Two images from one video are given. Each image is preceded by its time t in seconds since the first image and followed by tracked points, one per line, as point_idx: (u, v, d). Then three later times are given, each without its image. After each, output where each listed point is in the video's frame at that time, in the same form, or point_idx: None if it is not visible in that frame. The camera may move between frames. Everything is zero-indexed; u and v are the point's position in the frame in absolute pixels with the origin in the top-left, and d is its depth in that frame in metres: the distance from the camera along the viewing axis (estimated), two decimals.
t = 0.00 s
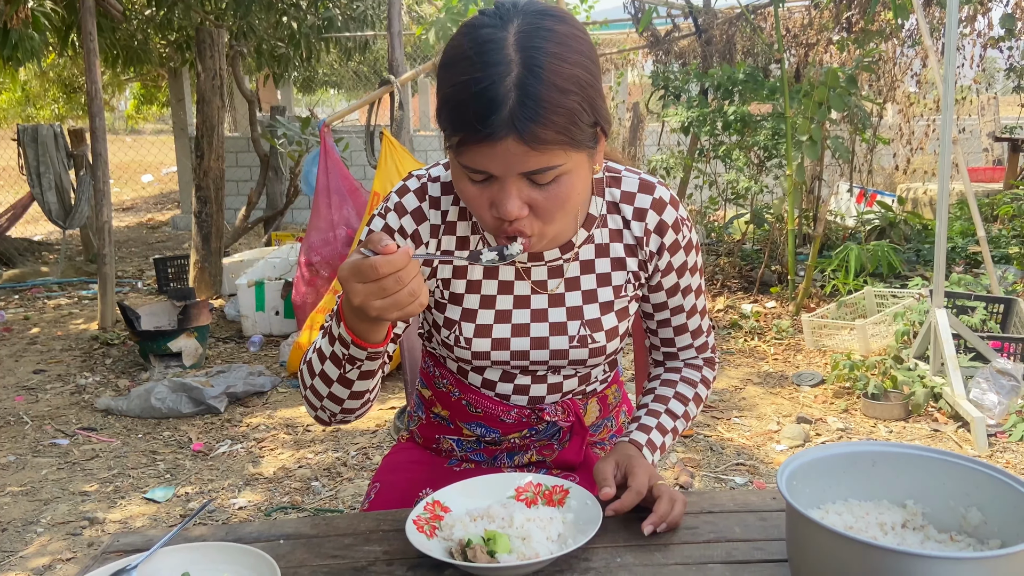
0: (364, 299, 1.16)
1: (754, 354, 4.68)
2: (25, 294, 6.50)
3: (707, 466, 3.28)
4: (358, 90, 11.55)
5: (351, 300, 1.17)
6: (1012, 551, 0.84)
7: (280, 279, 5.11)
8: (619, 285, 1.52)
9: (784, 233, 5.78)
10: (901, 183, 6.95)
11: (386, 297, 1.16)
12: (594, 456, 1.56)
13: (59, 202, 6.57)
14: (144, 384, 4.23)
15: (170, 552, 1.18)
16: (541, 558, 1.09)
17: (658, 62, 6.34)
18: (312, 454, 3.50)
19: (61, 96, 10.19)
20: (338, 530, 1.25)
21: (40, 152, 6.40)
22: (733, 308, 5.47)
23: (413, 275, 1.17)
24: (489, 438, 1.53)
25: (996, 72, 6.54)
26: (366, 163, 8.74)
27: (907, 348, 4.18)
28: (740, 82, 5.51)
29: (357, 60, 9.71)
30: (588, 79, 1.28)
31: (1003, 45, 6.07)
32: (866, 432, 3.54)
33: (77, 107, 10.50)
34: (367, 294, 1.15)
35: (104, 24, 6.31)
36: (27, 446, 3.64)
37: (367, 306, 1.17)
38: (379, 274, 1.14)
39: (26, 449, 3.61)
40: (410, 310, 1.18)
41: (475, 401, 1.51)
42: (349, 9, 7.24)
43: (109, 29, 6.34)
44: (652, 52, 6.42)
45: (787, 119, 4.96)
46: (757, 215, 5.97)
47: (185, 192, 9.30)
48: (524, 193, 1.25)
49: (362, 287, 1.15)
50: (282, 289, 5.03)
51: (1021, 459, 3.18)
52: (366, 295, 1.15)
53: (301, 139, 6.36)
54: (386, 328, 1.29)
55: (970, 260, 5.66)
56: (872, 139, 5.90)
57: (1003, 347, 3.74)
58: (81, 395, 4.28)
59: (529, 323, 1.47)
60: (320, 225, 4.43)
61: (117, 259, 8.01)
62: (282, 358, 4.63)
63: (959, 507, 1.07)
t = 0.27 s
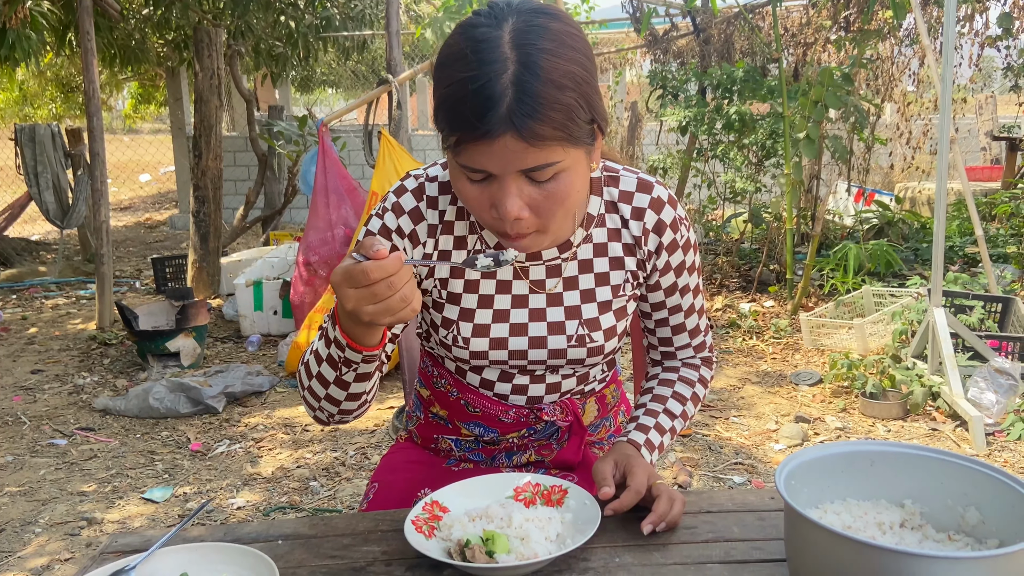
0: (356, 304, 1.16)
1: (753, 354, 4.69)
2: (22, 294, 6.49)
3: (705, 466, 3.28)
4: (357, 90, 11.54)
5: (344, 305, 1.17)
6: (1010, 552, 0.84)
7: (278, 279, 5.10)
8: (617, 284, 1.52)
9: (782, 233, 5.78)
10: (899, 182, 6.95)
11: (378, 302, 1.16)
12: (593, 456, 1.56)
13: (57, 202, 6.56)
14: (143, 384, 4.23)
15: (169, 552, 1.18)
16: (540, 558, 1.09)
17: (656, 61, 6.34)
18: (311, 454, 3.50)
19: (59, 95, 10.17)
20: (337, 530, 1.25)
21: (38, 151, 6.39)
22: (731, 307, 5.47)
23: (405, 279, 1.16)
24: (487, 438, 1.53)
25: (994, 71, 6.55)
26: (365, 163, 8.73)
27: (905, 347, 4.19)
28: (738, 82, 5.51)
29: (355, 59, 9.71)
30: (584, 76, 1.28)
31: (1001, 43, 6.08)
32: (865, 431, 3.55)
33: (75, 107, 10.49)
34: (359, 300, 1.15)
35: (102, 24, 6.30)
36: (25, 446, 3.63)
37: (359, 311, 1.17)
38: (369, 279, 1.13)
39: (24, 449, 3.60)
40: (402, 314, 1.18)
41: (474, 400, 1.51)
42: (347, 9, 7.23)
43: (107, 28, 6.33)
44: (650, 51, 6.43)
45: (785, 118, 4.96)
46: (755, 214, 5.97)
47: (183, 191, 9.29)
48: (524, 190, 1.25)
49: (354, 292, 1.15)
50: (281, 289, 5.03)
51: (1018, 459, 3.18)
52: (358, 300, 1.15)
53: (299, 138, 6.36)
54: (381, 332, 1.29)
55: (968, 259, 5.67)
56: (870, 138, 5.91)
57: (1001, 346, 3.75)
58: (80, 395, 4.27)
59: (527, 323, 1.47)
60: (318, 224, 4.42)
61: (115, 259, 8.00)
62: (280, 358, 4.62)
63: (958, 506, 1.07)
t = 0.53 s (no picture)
0: (331, 312, 1.18)
1: (751, 353, 4.69)
2: (20, 294, 6.47)
3: (704, 465, 3.28)
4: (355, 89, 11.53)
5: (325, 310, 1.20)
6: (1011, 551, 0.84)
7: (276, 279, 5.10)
8: (617, 279, 1.52)
9: (780, 232, 5.78)
10: (897, 182, 6.96)
11: (350, 317, 1.17)
12: (593, 455, 1.56)
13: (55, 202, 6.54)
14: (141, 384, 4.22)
15: (168, 552, 1.17)
16: (540, 557, 1.09)
17: (655, 61, 6.35)
18: (310, 453, 3.50)
19: (57, 95, 10.16)
20: (336, 529, 1.25)
21: (36, 151, 6.38)
22: (730, 306, 5.47)
23: (381, 304, 1.17)
24: (487, 435, 1.53)
25: (992, 71, 6.56)
26: (363, 162, 8.73)
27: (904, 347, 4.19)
28: (736, 81, 5.51)
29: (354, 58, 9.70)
30: (585, 67, 1.28)
31: (999, 43, 6.08)
32: (863, 430, 3.55)
33: (73, 106, 10.49)
34: (333, 309, 1.17)
35: (100, 23, 6.30)
36: (23, 446, 3.63)
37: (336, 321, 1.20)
38: (345, 293, 1.15)
39: (23, 449, 3.60)
40: (370, 336, 1.19)
41: (474, 396, 1.51)
42: (345, 8, 7.22)
43: (105, 28, 6.33)
44: (649, 51, 6.43)
45: (783, 118, 4.96)
46: (754, 213, 5.97)
47: (181, 191, 9.27)
48: (523, 181, 1.25)
49: (333, 301, 1.17)
50: (279, 289, 5.02)
51: (1017, 458, 3.19)
52: (335, 309, 1.17)
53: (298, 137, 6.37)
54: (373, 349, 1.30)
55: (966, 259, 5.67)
56: (869, 138, 5.91)
57: (999, 345, 3.75)
58: (78, 394, 4.26)
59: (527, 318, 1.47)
60: (316, 223, 4.41)
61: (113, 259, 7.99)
62: (280, 358, 4.62)
63: (957, 505, 1.07)
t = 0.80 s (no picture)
0: (340, 267, 1.16)
1: (750, 353, 4.69)
2: (19, 294, 6.46)
3: (703, 465, 3.29)
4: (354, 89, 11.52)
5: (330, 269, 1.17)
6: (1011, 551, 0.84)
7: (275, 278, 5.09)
8: (616, 269, 1.52)
9: (779, 233, 5.78)
10: (896, 182, 6.96)
11: (360, 266, 1.15)
12: (593, 456, 1.55)
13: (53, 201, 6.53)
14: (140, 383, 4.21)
15: (168, 552, 1.17)
16: (540, 557, 1.09)
17: (654, 61, 6.35)
18: (309, 453, 3.50)
19: (55, 94, 10.14)
20: (337, 530, 1.25)
21: (34, 150, 6.38)
22: (729, 307, 5.48)
23: (388, 244, 1.16)
24: (488, 429, 1.53)
25: (991, 72, 6.57)
26: (363, 162, 8.73)
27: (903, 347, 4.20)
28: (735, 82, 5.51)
29: (353, 58, 9.70)
30: (584, 50, 1.30)
31: (998, 44, 6.09)
32: (862, 430, 3.55)
33: (72, 105, 10.48)
34: (342, 263, 1.15)
35: (99, 22, 6.29)
36: (22, 446, 3.62)
37: (343, 276, 1.17)
38: (351, 240, 1.13)
39: (21, 449, 3.59)
40: (384, 281, 1.17)
41: (476, 388, 1.51)
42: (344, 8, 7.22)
43: (104, 27, 6.32)
44: (648, 51, 6.44)
45: (782, 118, 4.96)
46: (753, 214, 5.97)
47: (180, 191, 9.26)
48: (521, 159, 1.25)
49: (339, 253, 1.15)
50: (278, 289, 5.02)
51: (1016, 458, 3.19)
52: (342, 262, 1.15)
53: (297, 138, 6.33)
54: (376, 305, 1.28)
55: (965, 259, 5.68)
56: (868, 138, 5.91)
57: (998, 346, 3.75)
58: (77, 394, 4.26)
59: (528, 305, 1.48)
60: (316, 223, 4.41)
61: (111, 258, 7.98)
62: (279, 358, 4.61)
63: (957, 505, 1.07)
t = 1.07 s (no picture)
0: (385, 218, 1.15)
1: (750, 353, 4.70)
2: (18, 294, 6.46)
3: (703, 465, 3.29)
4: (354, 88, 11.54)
5: (370, 222, 1.16)
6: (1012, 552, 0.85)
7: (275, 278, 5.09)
8: (617, 256, 1.53)
9: (779, 233, 5.78)
10: (895, 183, 6.97)
11: (407, 215, 1.16)
12: (593, 455, 1.56)
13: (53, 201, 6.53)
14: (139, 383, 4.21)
15: (169, 552, 1.17)
16: (542, 559, 1.09)
17: (654, 62, 6.36)
18: (309, 453, 3.50)
19: (54, 94, 10.13)
20: (338, 529, 1.25)
21: (34, 150, 6.37)
22: (729, 307, 5.48)
23: (431, 192, 1.17)
24: (491, 421, 1.53)
25: (991, 72, 6.57)
26: (362, 161, 8.73)
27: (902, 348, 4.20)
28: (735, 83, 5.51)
29: (353, 58, 9.70)
30: (587, 31, 1.33)
31: (998, 45, 6.09)
32: (862, 431, 3.56)
33: (71, 105, 10.47)
34: (389, 213, 1.15)
35: (98, 22, 6.29)
36: (21, 446, 3.62)
37: (386, 228, 1.16)
38: (401, 188, 1.14)
39: (21, 448, 3.59)
40: (428, 229, 1.17)
41: (480, 378, 1.51)
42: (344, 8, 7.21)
43: (103, 27, 6.31)
44: (648, 52, 6.44)
45: (782, 119, 4.96)
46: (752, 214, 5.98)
47: (180, 191, 9.26)
48: (522, 135, 1.27)
49: (384, 205, 1.15)
50: (278, 289, 5.02)
51: (1016, 459, 3.19)
52: (387, 213, 1.15)
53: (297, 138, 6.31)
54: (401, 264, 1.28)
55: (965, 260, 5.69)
56: (868, 139, 5.92)
57: (998, 346, 3.75)
58: (76, 394, 4.25)
59: (531, 290, 1.48)
60: (316, 223, 4.42)
61: (111, 258, 7.97)
62: (278, 358, 4.61)
63: (958, 505, 1.08)
